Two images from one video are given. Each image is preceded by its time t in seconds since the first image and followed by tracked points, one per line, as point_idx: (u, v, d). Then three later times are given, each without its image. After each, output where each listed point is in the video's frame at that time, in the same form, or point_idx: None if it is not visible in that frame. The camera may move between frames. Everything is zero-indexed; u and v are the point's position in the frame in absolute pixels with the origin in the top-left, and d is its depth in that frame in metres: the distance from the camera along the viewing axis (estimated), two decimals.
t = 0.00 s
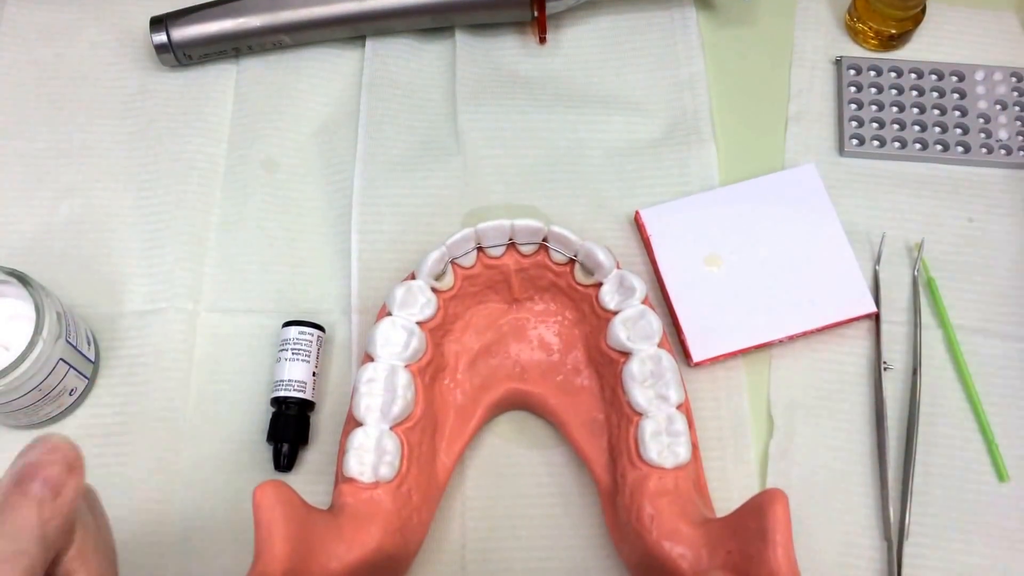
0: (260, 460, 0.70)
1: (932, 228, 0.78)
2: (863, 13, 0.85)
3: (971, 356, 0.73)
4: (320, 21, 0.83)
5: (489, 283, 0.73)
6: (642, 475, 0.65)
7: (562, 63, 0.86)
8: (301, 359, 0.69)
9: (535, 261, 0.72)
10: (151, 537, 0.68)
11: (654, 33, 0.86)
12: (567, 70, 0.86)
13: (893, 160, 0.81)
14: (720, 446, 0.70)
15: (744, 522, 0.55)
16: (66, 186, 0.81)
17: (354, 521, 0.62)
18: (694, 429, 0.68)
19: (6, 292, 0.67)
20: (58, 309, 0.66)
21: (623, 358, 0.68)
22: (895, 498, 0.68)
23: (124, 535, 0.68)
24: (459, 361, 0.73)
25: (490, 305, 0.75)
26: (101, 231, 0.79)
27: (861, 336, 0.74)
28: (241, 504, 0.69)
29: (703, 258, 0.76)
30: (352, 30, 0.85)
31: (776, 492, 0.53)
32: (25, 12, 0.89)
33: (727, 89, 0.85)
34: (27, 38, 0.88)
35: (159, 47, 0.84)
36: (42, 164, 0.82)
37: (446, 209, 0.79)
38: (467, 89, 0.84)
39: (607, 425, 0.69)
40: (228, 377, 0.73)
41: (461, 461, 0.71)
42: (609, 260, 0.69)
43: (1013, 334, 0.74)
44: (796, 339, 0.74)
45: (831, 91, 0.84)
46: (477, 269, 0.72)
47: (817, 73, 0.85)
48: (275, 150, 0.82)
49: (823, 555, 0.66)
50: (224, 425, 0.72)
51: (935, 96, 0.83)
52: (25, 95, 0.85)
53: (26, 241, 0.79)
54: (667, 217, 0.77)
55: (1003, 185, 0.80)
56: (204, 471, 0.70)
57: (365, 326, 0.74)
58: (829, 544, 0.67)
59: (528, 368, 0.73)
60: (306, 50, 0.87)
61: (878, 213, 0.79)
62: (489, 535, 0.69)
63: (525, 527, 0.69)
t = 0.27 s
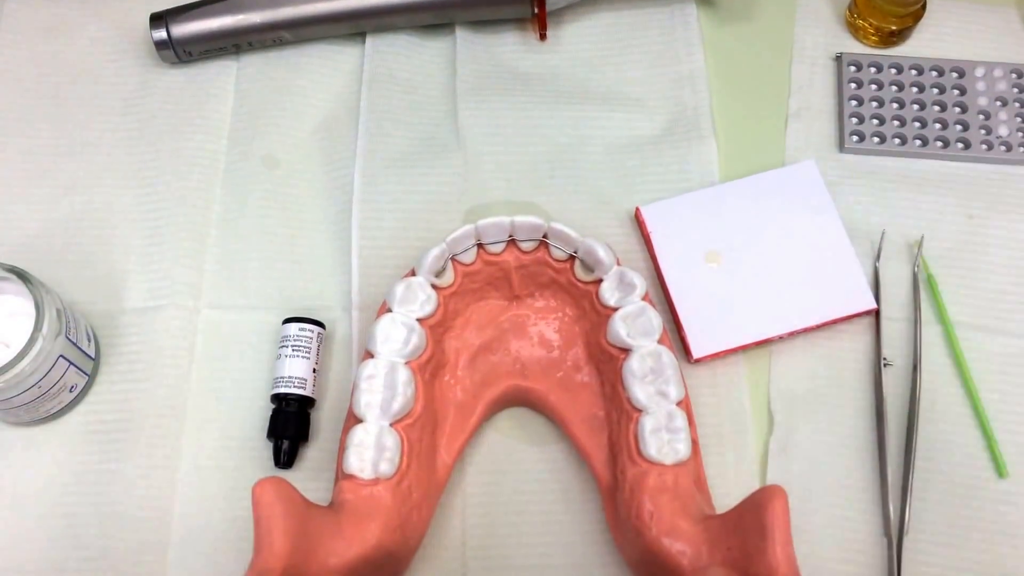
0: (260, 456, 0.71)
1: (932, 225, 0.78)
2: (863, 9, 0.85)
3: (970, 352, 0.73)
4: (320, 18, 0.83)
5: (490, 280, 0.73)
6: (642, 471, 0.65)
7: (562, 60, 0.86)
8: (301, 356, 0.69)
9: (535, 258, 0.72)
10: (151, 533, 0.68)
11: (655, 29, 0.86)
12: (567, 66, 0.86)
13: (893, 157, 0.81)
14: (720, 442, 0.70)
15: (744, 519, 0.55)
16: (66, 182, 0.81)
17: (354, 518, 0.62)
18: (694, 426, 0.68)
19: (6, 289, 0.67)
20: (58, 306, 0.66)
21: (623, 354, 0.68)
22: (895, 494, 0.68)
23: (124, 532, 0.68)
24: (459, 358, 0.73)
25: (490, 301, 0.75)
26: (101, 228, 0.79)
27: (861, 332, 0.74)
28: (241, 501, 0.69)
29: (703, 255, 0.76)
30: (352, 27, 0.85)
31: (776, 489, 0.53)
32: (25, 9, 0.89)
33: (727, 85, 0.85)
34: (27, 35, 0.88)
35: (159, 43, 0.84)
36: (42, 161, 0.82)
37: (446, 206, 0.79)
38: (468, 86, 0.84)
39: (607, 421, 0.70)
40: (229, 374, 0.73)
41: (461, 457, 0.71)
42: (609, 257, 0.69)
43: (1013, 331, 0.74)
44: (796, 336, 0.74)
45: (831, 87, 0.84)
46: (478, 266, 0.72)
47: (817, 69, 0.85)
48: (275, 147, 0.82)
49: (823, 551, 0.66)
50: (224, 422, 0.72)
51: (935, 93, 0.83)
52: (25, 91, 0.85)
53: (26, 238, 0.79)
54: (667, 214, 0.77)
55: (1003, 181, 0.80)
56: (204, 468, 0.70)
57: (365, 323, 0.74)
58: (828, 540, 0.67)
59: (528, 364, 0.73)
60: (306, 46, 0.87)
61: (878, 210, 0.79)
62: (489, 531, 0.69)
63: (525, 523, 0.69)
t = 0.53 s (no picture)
0: (261, 453, 0.71)
1: (931, 222, 0.78)
2: (864, 6, 0.85)
3: (970, 349, 0.73)
4: (320, 14, 0.83)
5: (490, 277, 0.73)
6: (642, 468, 0.65)
7: (562, 57, 0.86)
8: (301, 353, 0.69)
9: (535, 255, 0.72)
10: (151, 530, 0.68)
11: (655, 26, 0.86)
12: (567, 64, 0.86)
13: (893, 153, 0.81)
14: (720, 439, 0.70)
15: (744, 516, 0.55)
16: (66, 180, 0.81)
17: (355, 515, 0.62)
18: (694, 422, 0.68)
19: (6, 286, 0.67)
20: (58, 303, 0.66)
21: (623, 351, 0.68)
22: (895, 491, 0.68)
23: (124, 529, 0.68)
24: (460, 355, 0.73)
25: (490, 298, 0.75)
26: (102, 226, 0.79)
27: (861, 329, 0.74)
28: (241, 498, 0.69)
29: (703, 252, 0.76)
30: (352, 24, 0.85)
31: (775, 485, 0.53)
32: (25, 6, 0.89)
33: (727, 82, 0.85)
34: (27, 33, 0.88)
35: (159, 40, 0.84)
36: (42, 158, 0.82)
37: (446, 203, 0.79)
38: (468, 83, 0.84)
39: (607, 418, 0.70)
40: (229, 371, 0.73)
41: (461, 454, 0.71)
42: (609, 254, 0.69)
43: (1013, 328, 0.74)
44: (796, 333, 0.74)
45: (831, 84, 0.84)
46: (478, 263, 0.72)
47: (817, 67, 0.85)
48: (275, 144, 0.82)
49: (823, 548, 0.66)
50: (224, 419, 0.72)
51: (935, 90, 0.83)
52: (25, 89, 0.85)
53: (26, 235, 0.79)
54: (667, 211, 0.77)
55: (1003, 178, 0.80)
56: (204, 465, 0.70)
57: (365, 320, 0.74)
58: (828, 536, 0.67)
59: (528, 361, 0.73)
60: (306, 44, 0.87)
61: (878, 207, 0.79)
62: (489, 528, 0.69)
63: (525, 520, 0.69)
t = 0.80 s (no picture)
0: (261, 452, 0.71)
1: (932, 221, 0.78)
2: (864, 5, 0.85)
3: (970, 348, 0.73)
4: (320, 13, 0.83)
5: (490, 276, 0.73)
6: (642, 467, 0.65)
7: (562, 55, 0.86)
8: (301, 352, 0.70)
9: (535, 254, 0.72)
10: (152, 528, 0.68)
11: (655, 25, 0.86)
12: (568, 62, 0.86)
13: (893, 152, 0.81)
14: (720, 437, 0.70)
15: (744, 515, 0.55)
16: (66, 178, 0.81)
17: (355, 513, 0.62)
18: (694, 421, 0.68)
19: (6, 285, 0.67)
20: (57, 302, 0.66)
21: (623, 350, 0.68)
22: (895, 490, 0.68)
23: (125, 527, 0.68)
24: (460, 354, 0.73)
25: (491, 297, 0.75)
26: (102, 224, 0.79)
27: (861, 327, 0.74)
28: (241, 496, 0.69)
29: (703, 251, 0.76)
30: (352, 22, 0.85)
31: (775, 484, 0.53)
32: (25, 5, 0.89)
33: (727, 81, 0.85)
34: (26, 31, 0.88)
35: (159, 39, 0.84)
36: (42, 157, 0.82)
37: (446, 202, 0.79)
38: (468, 82, 0.84)
39: (608, 416, 0.70)
40: (229, 370, 0.73)
41: (461, 453, 0.71)
42: (609, 253, 0.69)
43: (1013, 326, 0.74)
44: (796, 331, 0.74)
45: (831, 83, 0.84)
46: (478, 262, 0.72)
47: (817, 65, 0.85)
48: (275, 143, 0.82)
49: (822, 546, 0.66)
50: (225, 418, 0.72)
51: (935, 88, 0.83)
52: (25, 88, 0.85)
53: (26, 234, 0.79)
54: (667, 210, 0.77)
55: (1003, 177, 0.80)
56: (205, 463, 0.70)
57: (365, 318, 0.74)
58: (828, 535, 0.67)
59: (528, 360, 0.73)
60: (306, 42, 0.87)
61: (878, 206, 0.79)
62: (489, 526, 0.69)
63: (525, 518, 0.69)
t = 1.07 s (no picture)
0: (261, 451, 0.71)
1: (932, 221, 0.78)
2: (864, 5, 0.85)
3: (970, 348, 0.73)
4: (320, 13, 0.83)
5: (490, 276, 0.73)
6: (642, 467, 0.65)
7: (562, 55, 0.86)
8: (302, 352, 0.70)
9: (535, 254, 0.72)
10: (152, 528, 0.68)
11: (655, 25, 0.86)
12: (568, 62, 0.86)
13: (893, 152, 0.81)
14: (720, 437, 0.70)
15: (743, 515, 0.55)
16: (65, 179, 0.81)
17: (355, 514, 0.62)
18: (694, 421, 0.68)
19: (6, 286, 0.67)
20: (57, 304, 0.66)
21: (623, 350, 0.68)
22: (895, 490, 0.68)
23: (125, 527, 0.68)
24: (460, 354, 0.73)
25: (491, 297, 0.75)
26: (102, 224, 0.79)
27: (861, 327, 0.74)
28: (241, 496, 0.69)
29: (703, 251, 0.76)
30: (352, 22, 0.85)
31: (775, 484, 0.53)
32: (25, 5, 0.89)
33: (727, 81, 0.85)
34: (26, 30, 0.88)
35: (159, 39, 0.84)
36: (42, 157, 0.82)
37: (446, 202, 0.79)
38: (468, 82, 0.84)
39: (607, 416, 0.70)
40: (230, 370, 0.74)
41: (461, 453, 0.71)
42: (609, 254, 0.69)
43: (1013, 327, 0.74)
44: (796, 331, 0.74)
45: (831, 83, 0.84)
46: (477, 262, 0.72)
47: (817, 65, 0.85)
48: (275, 143, 0.82)
49: (823, 546, 0.66)
50: (225, 418, 0.72)
51: (935, 88, 0.83)
52: (25, 88, 0.85)
53: (26, 234, 0.79)
54: (668, 210, 0.78)
55: (1003, 177, 0.80)
56: (205, 463, 0.70)
57: (366, 319, 0.74)
58: (828, 535, 0.67)
59: (528, 360, 0.73)
60: (306, 42, 0.87)
61: (878, 206, 0.79)
62: (489, 527, 0.69)
63: (525, 519, 0.69)
